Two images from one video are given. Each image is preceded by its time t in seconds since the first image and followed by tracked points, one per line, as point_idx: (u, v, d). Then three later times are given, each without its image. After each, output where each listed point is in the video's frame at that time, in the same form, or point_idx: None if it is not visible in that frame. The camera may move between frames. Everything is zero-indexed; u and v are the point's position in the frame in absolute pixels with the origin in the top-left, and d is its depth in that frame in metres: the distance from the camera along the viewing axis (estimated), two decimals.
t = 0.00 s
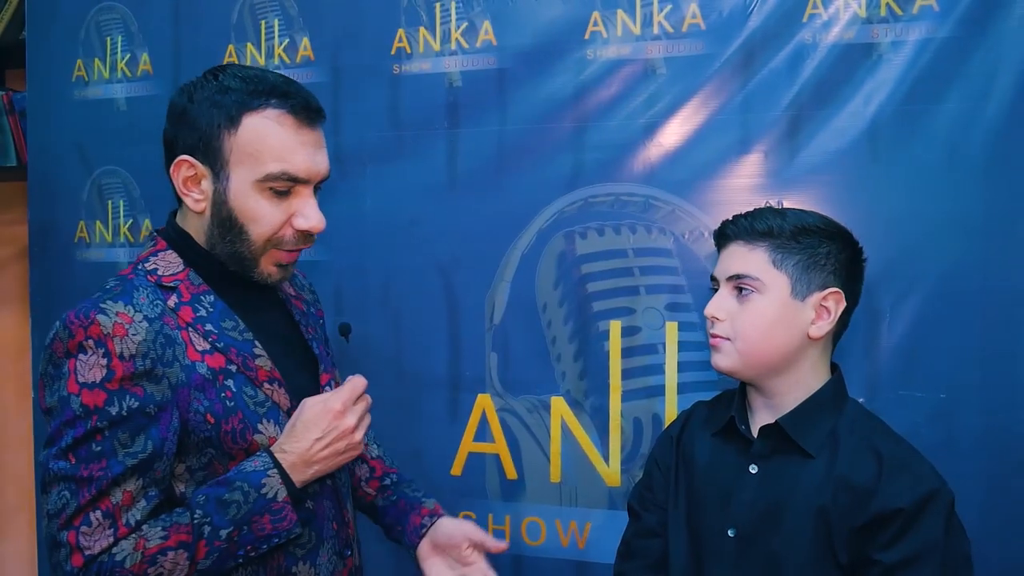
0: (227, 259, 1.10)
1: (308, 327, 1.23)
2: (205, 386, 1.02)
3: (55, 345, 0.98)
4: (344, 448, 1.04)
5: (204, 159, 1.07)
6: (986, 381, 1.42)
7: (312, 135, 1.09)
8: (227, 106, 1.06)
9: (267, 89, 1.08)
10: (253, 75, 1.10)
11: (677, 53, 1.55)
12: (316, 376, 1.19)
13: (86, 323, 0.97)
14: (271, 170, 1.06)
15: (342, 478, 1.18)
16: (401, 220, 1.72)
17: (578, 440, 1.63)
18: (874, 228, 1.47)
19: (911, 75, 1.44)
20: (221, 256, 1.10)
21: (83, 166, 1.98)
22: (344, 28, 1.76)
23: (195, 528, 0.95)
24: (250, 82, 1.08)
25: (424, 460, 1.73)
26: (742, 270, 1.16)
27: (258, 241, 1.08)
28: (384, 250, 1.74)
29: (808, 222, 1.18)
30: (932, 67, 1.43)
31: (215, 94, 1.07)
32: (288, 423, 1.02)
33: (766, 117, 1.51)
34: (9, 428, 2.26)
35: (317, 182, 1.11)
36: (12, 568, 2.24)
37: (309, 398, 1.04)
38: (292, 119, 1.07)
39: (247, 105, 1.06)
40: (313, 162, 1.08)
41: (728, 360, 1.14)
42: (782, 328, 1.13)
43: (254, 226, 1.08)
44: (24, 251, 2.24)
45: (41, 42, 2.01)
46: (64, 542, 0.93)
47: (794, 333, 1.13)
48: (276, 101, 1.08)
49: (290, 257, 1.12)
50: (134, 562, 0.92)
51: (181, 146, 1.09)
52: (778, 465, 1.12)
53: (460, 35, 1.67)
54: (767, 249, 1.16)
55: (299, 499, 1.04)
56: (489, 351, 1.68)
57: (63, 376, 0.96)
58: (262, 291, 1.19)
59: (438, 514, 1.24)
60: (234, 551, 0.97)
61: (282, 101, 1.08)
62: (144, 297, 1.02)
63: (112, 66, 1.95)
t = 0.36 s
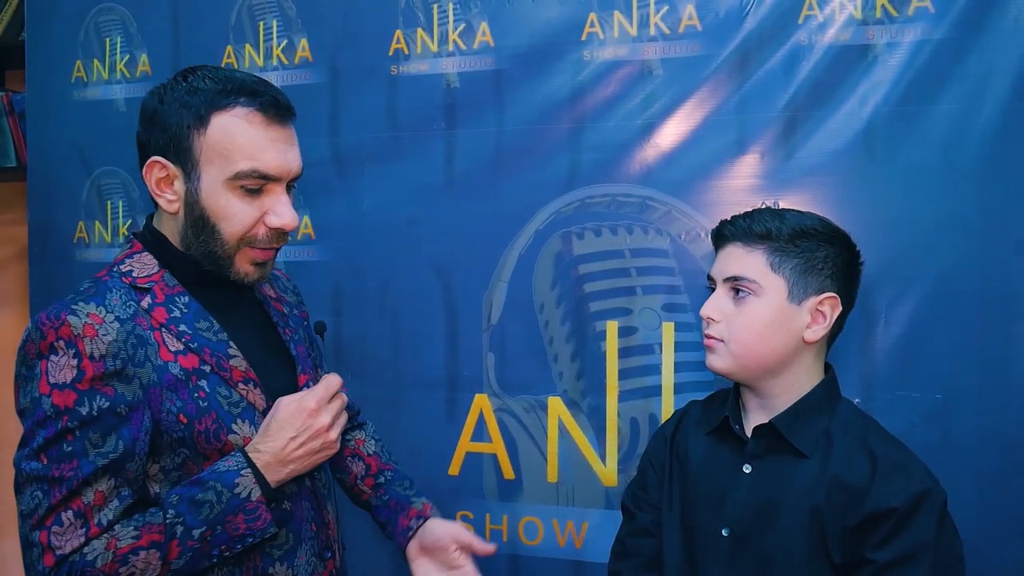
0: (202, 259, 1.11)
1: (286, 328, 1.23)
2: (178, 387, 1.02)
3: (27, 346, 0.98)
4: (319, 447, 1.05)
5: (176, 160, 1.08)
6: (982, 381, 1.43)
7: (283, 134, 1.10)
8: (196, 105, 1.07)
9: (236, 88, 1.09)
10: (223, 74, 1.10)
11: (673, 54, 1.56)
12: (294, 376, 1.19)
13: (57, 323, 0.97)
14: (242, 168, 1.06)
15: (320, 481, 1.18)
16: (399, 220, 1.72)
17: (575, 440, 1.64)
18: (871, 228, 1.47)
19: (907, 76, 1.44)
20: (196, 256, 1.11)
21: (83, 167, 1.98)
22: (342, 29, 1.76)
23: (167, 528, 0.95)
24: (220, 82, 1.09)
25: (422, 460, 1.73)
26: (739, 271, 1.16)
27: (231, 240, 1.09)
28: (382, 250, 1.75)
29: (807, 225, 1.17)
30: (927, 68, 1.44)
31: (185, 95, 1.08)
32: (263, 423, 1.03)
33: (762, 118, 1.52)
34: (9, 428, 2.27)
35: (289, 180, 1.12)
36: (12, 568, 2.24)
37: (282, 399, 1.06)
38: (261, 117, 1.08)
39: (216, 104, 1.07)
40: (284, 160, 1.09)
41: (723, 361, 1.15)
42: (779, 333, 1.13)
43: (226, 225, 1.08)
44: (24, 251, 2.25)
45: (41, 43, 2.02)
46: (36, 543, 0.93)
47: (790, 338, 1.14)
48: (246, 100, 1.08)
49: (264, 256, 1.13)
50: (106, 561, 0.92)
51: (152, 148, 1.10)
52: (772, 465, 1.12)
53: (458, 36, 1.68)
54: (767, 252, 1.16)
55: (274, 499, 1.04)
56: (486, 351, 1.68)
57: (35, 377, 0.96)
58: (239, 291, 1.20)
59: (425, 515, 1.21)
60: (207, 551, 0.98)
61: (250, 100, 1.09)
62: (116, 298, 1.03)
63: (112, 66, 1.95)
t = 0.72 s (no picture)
0: (192, 260, 1.10)
1: (279, 328, 1.24)
2: (172, 392, 1.01)
3: (20, 352, 0.96)
4: (314, 450, 1.06)
5: (164, 159, 1.08)
6: (984, 380, 1.43)
7: (272, 133, 1.10)
8: (185, 105, 1.07)
9: (225, 88, 1.09)
10: (211, 74, 1.10)
11: (674, 53, 1.56)
12: (287, 378, 1.20)
13: (51, 329, 0.95)
14: (232, 168, 1.06)
15: (314, 480, 1.18)
16: (401, 219, 1.72)
17: (576, 439, 1.64)
18: (873, 228, 1.47)
19: (908, 75, 1.44)
20: (186, 256, 1.10)
21: (84, 167, 1.98)
22: (344, 28, 1.76)
23: (165, 533, 0.95)
24: (209, 82, 1.09)
25: (423, 460, 1.73)
26: (739, 273, 1.15)
27: (221, 241, 1.08)
28: (383, 250, 1.75)
29: (806, 224, 1.17)
30: (928, 67, 1.43)
31: (174, 94, 1.07)
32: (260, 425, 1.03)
33: (762, 118, 1.52)
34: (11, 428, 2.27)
35: (278, 180, 1.12)
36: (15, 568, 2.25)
37: (276, 402, 1.06)
38: (250, 117, 1.08)
39: (205, 103, 1.07)
40: (273, 160, 1.09)
41: (723, 364, 1.15)
42: (782, 332, 1.13)
43: (215, 225, 1.08)
44: (26, 251, 2.25)
45: (43, 43, 2.02)
46: (33, 550, 0.92)
47: (792, 337, 1.14)
48: (235, 100, 1.08)
49: (254, 257, 1.13)
50: (104, 568, 0.92)
51: (140, 146, 1.09)
52: (771, 465, 1.12)
53: (459, 36, 1.68)
54: (767, 252, 1.15)
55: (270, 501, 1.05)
56: (488, 350, 1.68)
57: (29, 384, 0.94)
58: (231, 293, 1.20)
59: (370, 557, 1.24)
60: (206, 555, 0.97)
61: (240, 99, 1.09)
62: (109, 303, 1.01)
63: (113, 66, 1.95)
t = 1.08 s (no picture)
0: (196, 254, 1.09)
1: (276, 325, 1.23)
2: (178, 386, 1.01)
3: (26, 348, 0.96)
4: (325, 446, 1.04)
5: (167, 153, 1.07)
6: (985, 378, 1.42)
7: (272, 125, 1.10)
8: (187, 98, 1.06)
9: (226, 80, 1.08)
10: (207, 68, 1.09)
11: (674, 51, 1.55)
12: (285, 374, 1.19)
13: (57, 324, 0.95)
14: (235, 160, 1.06)
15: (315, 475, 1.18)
16: (400, 218, 1.72)
17: (575, 438, 1.63)
18: (874, 227, 1.47)
19: (909, 73, 1.44)
20: (190, 251, 1.10)
21: (82, 165, 1.98)
22: (342, 26, 1.76)
23: (178, 528, 0.94)
24: (209, 75, 1.08)
25: (422, 459, 1.73)
26: (742, 305, 1.06)
27: (225, 232, 1.08)
28: (382, 248, 1.74)
29: (779, 229, 1.11)
30: (929, 65, 1.43)
31: (175, 88, 1.07)
32: (265, 428, 1.02)
33: (763, 115, 1.51)
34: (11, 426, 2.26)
35: (279, 171, 1.11)
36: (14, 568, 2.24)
37: (287, 398, 1.05)
38: (251, 109, 1.08)
39: (206, 97, 1.06)
40: (275, 151, 1.09)
41: (753, 398, 1.08)
42: (799, 346, 1.07)
43: (220, 217, 1.07)
44: (24, 250, 2.24)
45: (41, 41, 2.01)
46: (45, 546, 0.91)
47: (808, 345, 1.09)
48: (234, 93, 1.08)
49: (256, 248, 1.12)
50: (118, 562, 0.91)
51: (140, 142, 1.08)
52: (781, 463, 1.11)
53: (458, 33, 1.67)
54: (761, 277, 1.07)
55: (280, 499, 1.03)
56: (487, 348, 1.68)
57: (35, 379, 0.94)
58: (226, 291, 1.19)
59: (370, 542, 1.23)
60: (218, 550, 0.96)
61: (241, 92, 1.08)
62: (114, 297, 1.01)
63: (111, 64, 1.95)
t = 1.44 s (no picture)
0: (196, 245, 1.08)
1: (281, 320, 1.22)
2: (192, 370, 0.99)
3: (39, 335, 0.94)
4: (422, 515, 0.95)
5: (165, 144, 1.06)
6: (990, 374, 1.41)
7: (270, 116, 1.08)
8: (184, 89, 1.05)
9: (224, 71, 1.06)
10: (203, 58, 1.08)
11: (676, 44, 1.54)
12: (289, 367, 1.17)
13: (71, 309, 0.94)
14: (230, 151, 1.04)
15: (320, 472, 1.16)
16: (399, 213, 1.70)
17: (576, 434, 1.62)
18: (877, 221, 1.46)
19: (913, 66, 1.43)
20: (190, 242, 1.08)
21: (79, 160, 1.96)
22: (341, 20, 1.74)
23: (268, 536, 0.91)
24: (207, 65, 1.07)
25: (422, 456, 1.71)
26: (736, 302, 1.05)
27: (223, 224, 1.07)
28: (381, 244, 1.73)
29: (768, 222, 1.10)
30: (933, 58, 1.42)
31: (173, 78, 1.05)
32: (384, 465, 0.98)
33: (765, 109, 1.50)
34: (9, 424, 2.25)
35: (279, 163, 1.09)
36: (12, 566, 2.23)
37: (427, 453, 0.98)
38: (249, 99, 1.06)
39: (203, 87, 1.05)
40: (272, 143, 1.07)
41: (753, 393, 1.06)
42: (795, 339, 1.06)
43: (215, 208, 1.06)
44: (21, 246, 2.22)
45: (38, 35, 2.00)
46: (108, 527, 0.88)
47: (805, 338, 1.07)
48: (231, 83, 1.06)
49: (257, 239, 1.10)
50: (202, 554, 0.90)
51: (140, 133, 1.08)
52: (781, 458, 1.10)
53: (458, 27, 1.66)
54: (753, 272, 1.06)
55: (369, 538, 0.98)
56: (487, 344, 1.66)
57: (52, 366, 0.92)
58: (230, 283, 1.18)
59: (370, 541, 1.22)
60: (302, 570, 0.92)
61: (238, 82, 1.07)
62: (124, 284, 0.99)
63: (108, 58, 1.93)
